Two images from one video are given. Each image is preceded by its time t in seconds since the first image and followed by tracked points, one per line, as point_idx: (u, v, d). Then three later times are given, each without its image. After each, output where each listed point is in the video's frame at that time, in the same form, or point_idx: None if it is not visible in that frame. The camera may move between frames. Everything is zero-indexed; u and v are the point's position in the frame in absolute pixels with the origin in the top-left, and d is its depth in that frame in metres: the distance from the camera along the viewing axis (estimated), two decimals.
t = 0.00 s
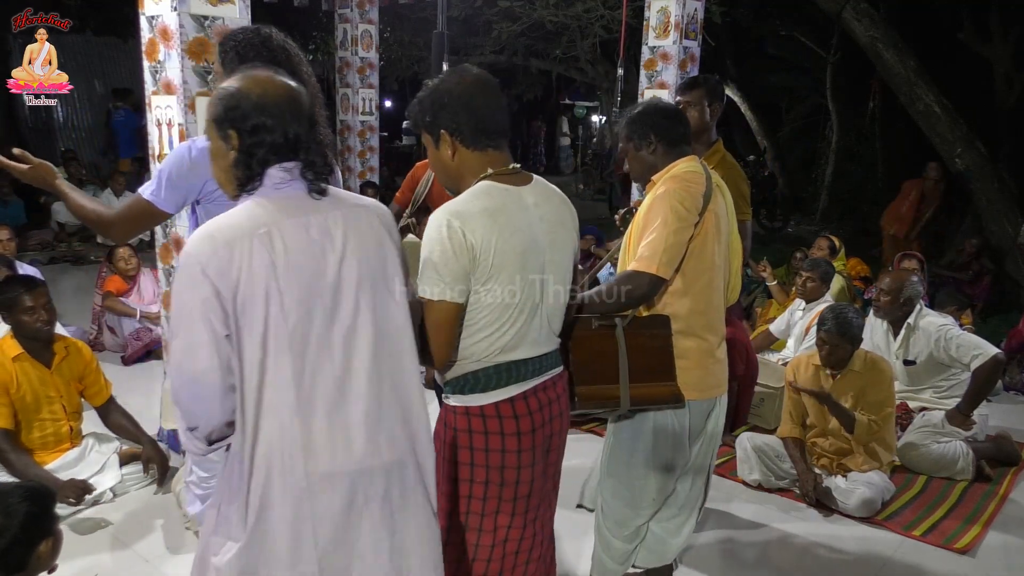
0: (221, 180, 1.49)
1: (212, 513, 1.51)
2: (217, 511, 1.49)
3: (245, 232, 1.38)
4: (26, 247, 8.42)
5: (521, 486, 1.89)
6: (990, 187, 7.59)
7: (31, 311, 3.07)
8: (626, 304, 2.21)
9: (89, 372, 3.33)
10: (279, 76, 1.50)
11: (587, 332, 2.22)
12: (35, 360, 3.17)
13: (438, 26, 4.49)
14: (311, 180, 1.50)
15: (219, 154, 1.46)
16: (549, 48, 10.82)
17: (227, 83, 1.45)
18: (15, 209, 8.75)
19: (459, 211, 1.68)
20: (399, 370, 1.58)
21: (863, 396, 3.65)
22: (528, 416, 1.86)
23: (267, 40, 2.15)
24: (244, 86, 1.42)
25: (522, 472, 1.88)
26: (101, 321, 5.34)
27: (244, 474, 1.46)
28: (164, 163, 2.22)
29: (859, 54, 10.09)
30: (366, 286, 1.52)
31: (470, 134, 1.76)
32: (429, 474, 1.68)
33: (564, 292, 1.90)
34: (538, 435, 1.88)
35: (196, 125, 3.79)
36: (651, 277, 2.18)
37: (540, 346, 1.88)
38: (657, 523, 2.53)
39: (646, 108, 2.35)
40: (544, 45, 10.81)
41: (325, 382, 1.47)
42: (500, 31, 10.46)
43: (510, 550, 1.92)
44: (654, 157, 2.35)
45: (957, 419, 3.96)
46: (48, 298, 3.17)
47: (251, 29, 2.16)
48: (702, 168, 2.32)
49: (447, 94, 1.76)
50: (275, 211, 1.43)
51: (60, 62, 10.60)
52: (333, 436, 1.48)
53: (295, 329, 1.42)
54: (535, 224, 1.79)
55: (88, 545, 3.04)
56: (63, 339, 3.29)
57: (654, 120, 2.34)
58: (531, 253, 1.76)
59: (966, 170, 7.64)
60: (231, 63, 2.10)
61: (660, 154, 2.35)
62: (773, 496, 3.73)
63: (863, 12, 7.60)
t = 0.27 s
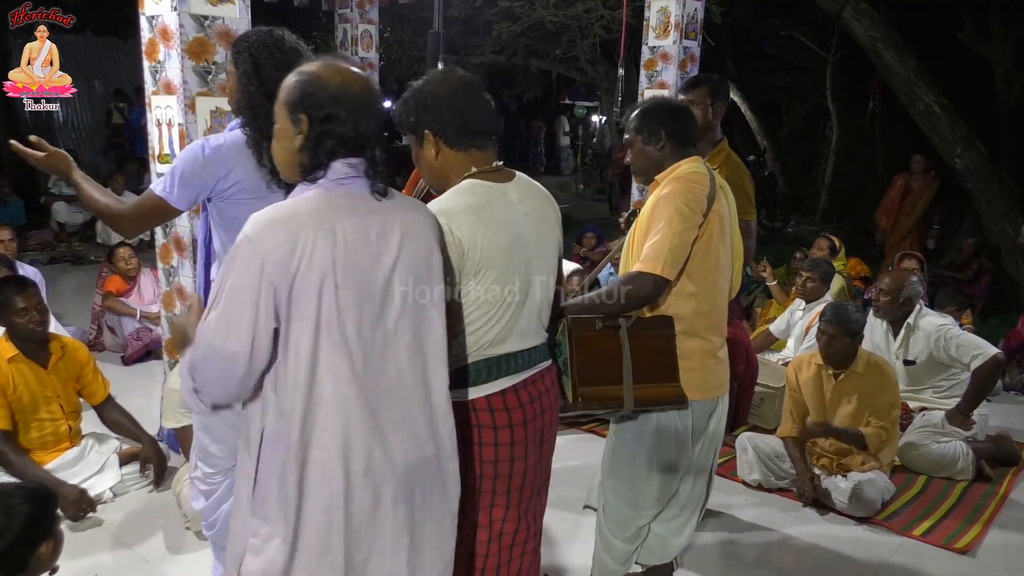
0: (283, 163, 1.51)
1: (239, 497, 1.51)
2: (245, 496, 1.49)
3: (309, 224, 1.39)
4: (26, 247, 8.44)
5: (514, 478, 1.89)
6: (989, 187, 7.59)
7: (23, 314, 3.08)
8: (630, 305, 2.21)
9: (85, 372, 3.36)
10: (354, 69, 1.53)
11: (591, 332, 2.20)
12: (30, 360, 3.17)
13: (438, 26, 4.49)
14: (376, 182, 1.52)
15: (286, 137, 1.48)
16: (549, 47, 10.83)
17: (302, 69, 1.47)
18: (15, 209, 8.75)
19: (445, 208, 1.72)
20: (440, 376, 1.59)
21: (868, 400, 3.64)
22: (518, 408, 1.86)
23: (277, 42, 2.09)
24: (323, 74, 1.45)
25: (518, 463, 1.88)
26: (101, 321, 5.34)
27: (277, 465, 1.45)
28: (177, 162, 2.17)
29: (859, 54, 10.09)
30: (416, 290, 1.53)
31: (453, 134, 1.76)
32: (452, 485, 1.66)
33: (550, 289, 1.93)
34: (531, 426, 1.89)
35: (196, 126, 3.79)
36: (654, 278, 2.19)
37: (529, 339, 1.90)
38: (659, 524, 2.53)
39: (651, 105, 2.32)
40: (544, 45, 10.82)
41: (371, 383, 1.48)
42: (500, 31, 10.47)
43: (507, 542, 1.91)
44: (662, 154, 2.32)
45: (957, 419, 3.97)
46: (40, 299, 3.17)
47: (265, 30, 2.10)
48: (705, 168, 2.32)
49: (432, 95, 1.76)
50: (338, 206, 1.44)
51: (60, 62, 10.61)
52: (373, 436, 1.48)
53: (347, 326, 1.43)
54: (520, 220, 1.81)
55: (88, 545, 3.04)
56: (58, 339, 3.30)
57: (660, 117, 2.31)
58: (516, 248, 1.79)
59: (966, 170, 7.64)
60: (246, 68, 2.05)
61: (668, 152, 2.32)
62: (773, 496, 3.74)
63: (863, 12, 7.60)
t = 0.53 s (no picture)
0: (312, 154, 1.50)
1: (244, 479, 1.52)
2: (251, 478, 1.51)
3: (336, 220, 1.40)
4: (26, 247, 8.45)
5: (509, 471, 1.90)
6: (989, 187, 7.58)
7: (16, 314, 3.06)
8: (630, 307, 2.21)
9: (84, 371, 3.36)
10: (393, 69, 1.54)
11: (593, 334, 2.26)
12: (27, 359, 3.17)
13: (438, 25, 4.48)
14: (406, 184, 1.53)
15: (315, 130, 1.48)
16: (549, 47, 10.83)
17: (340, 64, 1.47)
18: (15, 208, 8.75)
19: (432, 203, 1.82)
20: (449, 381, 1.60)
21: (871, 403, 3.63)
22: (511, 402, 1.89)
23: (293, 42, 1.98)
24: (360, 70, 1.45)
25: (511, 456, 1.90)
26: (101, 322, 5.34)
27: (285, 447, 1.49)
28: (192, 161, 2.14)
29: (859, 54, 10.09)
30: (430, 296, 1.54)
31: (439, 135, 1.88)
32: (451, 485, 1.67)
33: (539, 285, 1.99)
34: (524, 419, 1.92)
35: (196, 126, 3.79)
36: (655, 279, 2.18)
37: (518, 333, 1.93)
38: (659, 524, 2.53)
39: (654, 103, 2.33)
40: (544, 45, 10.82)
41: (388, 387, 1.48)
42: (500, 31, 10.48)
43: (504, 535, 1.92)
44: (666, 152, 2.33)
45: (957, 419, 3.98)
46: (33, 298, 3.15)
47: (277, 31, 2.00)
48: (708, 168, 2.31)
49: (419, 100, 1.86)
50: (365, 204, 1.44)
51: (60, 63, 10.60)
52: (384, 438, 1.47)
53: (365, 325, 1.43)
54: (506, 215, 1.88)
55: (89, 545, 3.04)
56: (55, 339, 3.30)
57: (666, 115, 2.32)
58: (502, 242, 1.87)
59: (966, 169, 7.64)
60: (259, 75, 1.94)
61: (673, 151, 2.33)
62: (773, 496, 3.73)
63: (863, 12, 7.60)
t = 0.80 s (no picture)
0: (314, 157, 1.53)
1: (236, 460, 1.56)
2: (242, 459, 1.55)
3: (327, 219, 1.40)
4: (26, 247, 8.46)
5: (503, 465, 1.92)
6: (990, 187, 7.58)
7: (14, 313, 3.06)
8: (629, 306, 2.21)
9: (84, 371, 3.37)
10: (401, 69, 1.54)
11: (592, 334, 2.27)
12: (27, 359, 3.17)
13: (438, 26, 4.48)
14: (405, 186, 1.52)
15: (317, 128, 1.50)
16: (549, 47, 10.83)
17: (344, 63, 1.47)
18: (16, 208, 8.76)
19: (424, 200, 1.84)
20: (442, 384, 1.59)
21: (872, 403, 3.62)
22: (505, 398, 1.90)
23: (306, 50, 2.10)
24: (359, 68, 1.45)
25: (505, 449, 1.92)
26: (102, 322, 5.34)
27: (275, 437, 1.52)
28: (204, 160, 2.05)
29: (860, 53, 10.08)
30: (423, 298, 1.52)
31: (431, 135, 1.86)
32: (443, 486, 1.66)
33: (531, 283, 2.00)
34: (518, 414, 1.93)
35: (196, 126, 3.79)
36: (655, 279, 2.18)
37: (510, 329, 1.93)
38: (659, 524, 2.53)
39: (666, 100, 2.30)
40: (544, 45, 10.82)
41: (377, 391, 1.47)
42: (501, 30, 10.47)
43: (497, 530, 1.94)
44: (670, 150, 2.33)
45: (958, 420, 4.01)
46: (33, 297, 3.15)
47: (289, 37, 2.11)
48: (709, 169, 2.31)
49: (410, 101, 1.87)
50: (358, 204, 1.44)
51: (60, 63, 10.59)
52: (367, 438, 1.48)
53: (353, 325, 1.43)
54: (498, 212, 1.89)
55: (90, 546, 3.04)
56: (55, 339, 3.30)
57: (677, 113, 2.30)
58: (493, 237, 1.89)
59: (967, 170, 7.63)
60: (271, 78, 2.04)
61: (677, 150, 2.32)
62: (773, 495, 3.73)
63: (863, 12, 7.60)
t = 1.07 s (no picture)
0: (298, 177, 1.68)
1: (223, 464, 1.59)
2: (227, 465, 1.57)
3: (291, 225, 1.39)
4: (30, 247, 8.48)
5: (498, 460, 1.97)
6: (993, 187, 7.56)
7: (24, 310, 3.07)
8: (629, 306, 2.21)
9: (90, 370, 3.37)
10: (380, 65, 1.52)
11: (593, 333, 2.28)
12: (33, 358, 3.17)
13: (442, 26, 4.48)
14: (375, 184, 1.50)
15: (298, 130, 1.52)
16: (552, 47, 10.83)
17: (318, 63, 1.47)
18: (20, 208, 8.78)
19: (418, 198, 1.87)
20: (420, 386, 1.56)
21: (874, 402, 3.61)
22: (500, 394, 1.94)
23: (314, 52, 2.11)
24: (331, 69, 1.44)
25: (502, 445, 1.97)
26: (105, 322, 5.35)
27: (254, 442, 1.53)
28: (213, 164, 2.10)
29: (863, 53, 10.07)
30: (397, 300, 1.50)
31: (425, 132, 1.88)
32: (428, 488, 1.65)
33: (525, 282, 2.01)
34: (514, 410, 1.97)
35: (200, 126, 3.79)
36: (656, 277, 2.18)
37: (505, 326, 1.97)
38: (661, 524, 2.52)
39: (677, 99, 2.30)
40: (547, 44, 10.82)
41: (349, 395, 1.47)
42: (504, 30, 10.48)
43: (494, 523, 2.00)
44: (678, 148, 2.32)
45: (962, 421, 3.99)
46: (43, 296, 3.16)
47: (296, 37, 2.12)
48: (713, 169, 2.31)
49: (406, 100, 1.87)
50: (324, 207, 1.43)
51: (63, 63, 10.59)
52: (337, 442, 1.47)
53: (319, 330, 1.42)
54: (494, 210, 1.93)
55: (93, 545, 3.04)
56: (62, 338, 3.30)
57: (687, 111, 2.30)
58: (488, 236, 1.92)
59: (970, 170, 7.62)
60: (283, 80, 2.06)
61: (685, 148, 2.32)
62: (777, 496, 3.72)
63: (867, 11, 7.59)
